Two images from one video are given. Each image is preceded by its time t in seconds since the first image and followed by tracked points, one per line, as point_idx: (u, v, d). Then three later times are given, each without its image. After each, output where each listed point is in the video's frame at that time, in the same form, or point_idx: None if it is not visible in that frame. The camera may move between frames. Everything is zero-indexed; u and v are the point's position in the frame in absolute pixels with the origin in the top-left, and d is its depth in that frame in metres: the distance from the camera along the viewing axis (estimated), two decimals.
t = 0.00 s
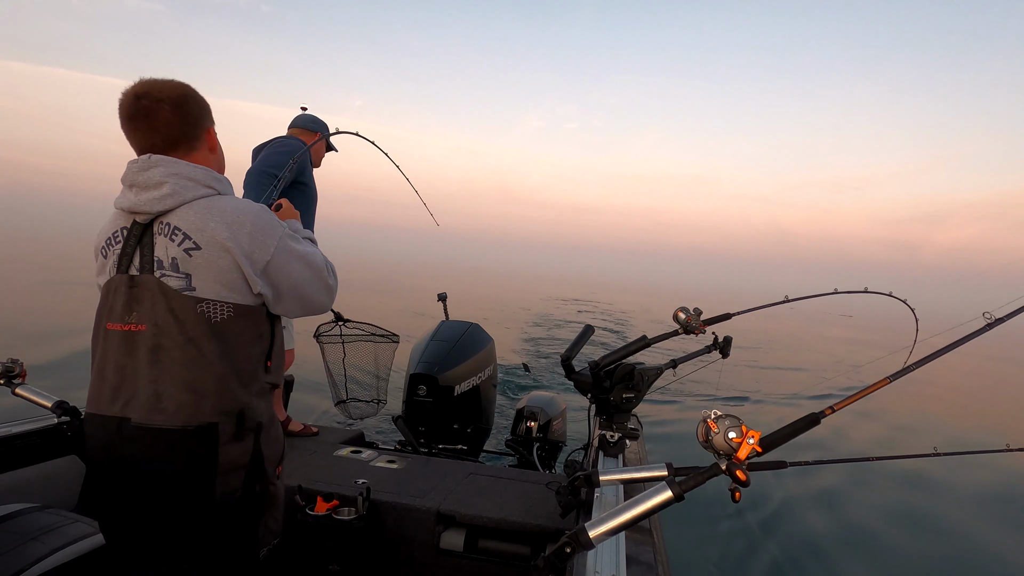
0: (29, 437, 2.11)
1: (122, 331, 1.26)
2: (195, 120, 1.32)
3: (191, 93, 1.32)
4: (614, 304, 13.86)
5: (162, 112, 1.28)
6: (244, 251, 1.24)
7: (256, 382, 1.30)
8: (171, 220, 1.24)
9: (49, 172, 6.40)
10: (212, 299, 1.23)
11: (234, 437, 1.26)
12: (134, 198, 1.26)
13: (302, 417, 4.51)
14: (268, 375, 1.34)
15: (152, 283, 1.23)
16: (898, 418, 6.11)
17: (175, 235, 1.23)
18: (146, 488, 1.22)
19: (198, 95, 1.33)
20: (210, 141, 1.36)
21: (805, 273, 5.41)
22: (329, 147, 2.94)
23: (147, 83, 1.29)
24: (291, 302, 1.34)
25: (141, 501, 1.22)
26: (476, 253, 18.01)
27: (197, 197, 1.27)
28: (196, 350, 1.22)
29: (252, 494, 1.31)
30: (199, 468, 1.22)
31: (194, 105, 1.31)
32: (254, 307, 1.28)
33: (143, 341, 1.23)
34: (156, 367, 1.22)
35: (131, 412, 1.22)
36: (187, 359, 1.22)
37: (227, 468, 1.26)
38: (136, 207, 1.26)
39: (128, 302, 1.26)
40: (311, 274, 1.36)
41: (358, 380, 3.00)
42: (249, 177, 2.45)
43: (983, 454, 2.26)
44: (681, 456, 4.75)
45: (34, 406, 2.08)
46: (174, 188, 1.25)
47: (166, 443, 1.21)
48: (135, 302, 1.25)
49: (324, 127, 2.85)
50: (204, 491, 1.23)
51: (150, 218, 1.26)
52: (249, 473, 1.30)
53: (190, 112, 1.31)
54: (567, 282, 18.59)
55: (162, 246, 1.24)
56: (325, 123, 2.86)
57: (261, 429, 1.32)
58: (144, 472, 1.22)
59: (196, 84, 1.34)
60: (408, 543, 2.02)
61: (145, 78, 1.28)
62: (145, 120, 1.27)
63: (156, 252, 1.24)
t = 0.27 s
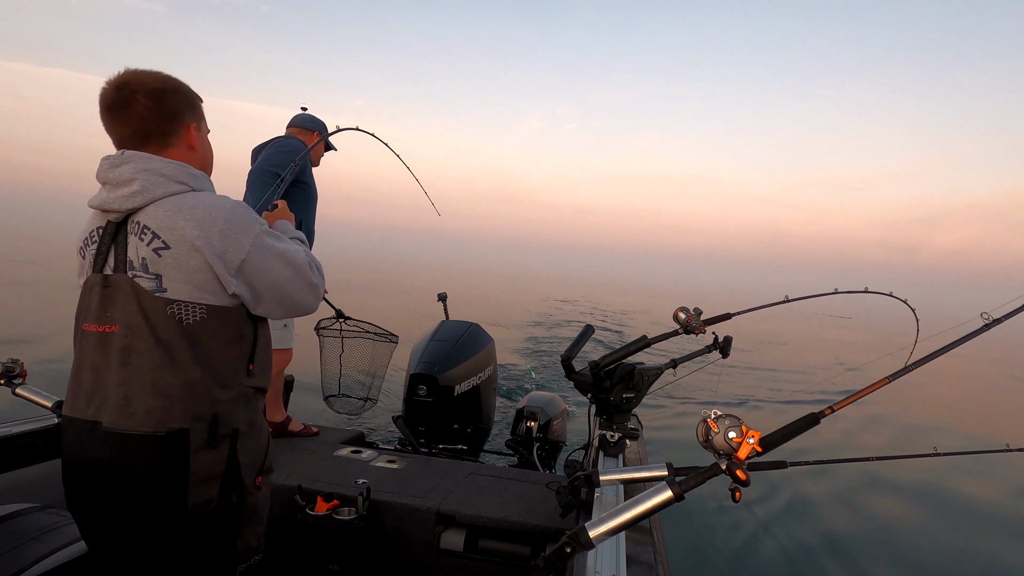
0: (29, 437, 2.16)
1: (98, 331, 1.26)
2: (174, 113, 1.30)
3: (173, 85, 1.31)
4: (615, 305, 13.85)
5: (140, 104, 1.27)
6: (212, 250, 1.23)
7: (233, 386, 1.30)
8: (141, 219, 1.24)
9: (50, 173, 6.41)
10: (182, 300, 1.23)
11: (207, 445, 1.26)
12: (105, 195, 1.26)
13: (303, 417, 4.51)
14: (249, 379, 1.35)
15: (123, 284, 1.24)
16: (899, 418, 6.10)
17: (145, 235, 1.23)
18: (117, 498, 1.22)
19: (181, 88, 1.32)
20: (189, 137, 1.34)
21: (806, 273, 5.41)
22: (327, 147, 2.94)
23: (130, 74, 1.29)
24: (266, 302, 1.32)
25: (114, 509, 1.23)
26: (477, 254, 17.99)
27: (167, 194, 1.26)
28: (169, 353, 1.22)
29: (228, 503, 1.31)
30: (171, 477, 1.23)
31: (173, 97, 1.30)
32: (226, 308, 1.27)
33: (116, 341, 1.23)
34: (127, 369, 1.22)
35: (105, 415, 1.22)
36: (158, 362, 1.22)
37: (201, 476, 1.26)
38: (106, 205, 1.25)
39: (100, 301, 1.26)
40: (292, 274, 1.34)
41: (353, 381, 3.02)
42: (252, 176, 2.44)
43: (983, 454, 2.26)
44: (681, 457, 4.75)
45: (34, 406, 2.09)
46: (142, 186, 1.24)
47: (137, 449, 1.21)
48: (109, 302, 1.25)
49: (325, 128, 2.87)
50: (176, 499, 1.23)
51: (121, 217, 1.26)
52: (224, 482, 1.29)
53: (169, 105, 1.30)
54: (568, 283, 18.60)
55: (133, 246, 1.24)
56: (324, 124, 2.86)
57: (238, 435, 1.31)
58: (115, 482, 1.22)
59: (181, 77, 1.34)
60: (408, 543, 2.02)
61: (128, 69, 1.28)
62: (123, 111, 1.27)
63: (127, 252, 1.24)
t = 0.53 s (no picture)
0: (28, 437, 2.15)
1: (88, 322, 1.27)
2: (177, 111, 1.31)
3: (181, 83, 1.32)
4: (615, 307, 13.85)
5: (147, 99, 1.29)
6: (194, 257, 1.22)
7: (211, 387, 1.30)
8: (131, 218, 1.24)
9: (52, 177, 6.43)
10: (164, 302, 1.22)
11: (187, 440, 1.26)
12: (101, 190, 1.27)
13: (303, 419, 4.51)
14: (226, 384, 1.34)
15: (109, 280, 1.24)
16: (899, 419, 6.10)
17: (133, 235, 1.23)
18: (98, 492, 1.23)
19: (190, 87, 1.33)
20: (190, 136, 1.34)
21: (806, 275, 5.41)
22: (325, 151, 2.95)
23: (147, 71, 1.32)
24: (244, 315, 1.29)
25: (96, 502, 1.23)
26: (477, 256, 17.99)
27: (158, 195, 1.25)
28: (151, 350, 1.23)
29: (211, 496, 1.31)
30: (150, 470, 1.23)
31: (178, 96, 1.31)
32: (207, 314, 1.27)
33: (102, 335, 1.24)
34: (111, 363, 1.22)
35: (89, 406, 1.23)
36: (140, 359, 1.22)
37: (180, 470, 1.26)
38: (99, 201, 1.26)
39: (89, 294, 1.27)
40: (271, 289, 1.31)
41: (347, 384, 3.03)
42: (257, 171, 2.43)
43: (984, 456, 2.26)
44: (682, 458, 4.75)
45: (34, 406, 2.08)
46: (134, 187, 1.24)
47: (115, 443, 1.21)
48: (97, 295, 1.25)
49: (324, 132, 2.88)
50: (157, 493, 1.24)
51: (113, 214, 1.26)
52: (207, 475, 1.29)
53: (174, 103, 1.31)
54: (568, 285, 18.60)
55: (120, 244, 1.24)
56: (322, 127, 2.87)
57: (220, 431, 1.31)
58: (97, 476, 1.22)
59: (194, 75, 1.34)
60: (408, 542, 2.02)
61: (146, 66, 1.30)
62: (130, 106, 1.29)
63: (115, 248, 1.24)
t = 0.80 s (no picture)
0: (28, 437, 2.15)
1: (104, 321, 1.28)
2: (199, 117, 1.32)
3: (207, 89, 1.33)
4: (615, 309, 13.85)
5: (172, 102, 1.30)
6: (206, 265, 1.21)
7: (219, 390, 1.30)
8: (147, 223, 1.24)
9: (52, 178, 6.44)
10: (175, 307, 1.22)
11: (195, 439, 1.26)
12: (120, 194, 1.28)
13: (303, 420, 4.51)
14: (232, 387, 1.34)
15: (124, 281, 1.25)
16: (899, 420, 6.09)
17: (148, 239, 1.23)
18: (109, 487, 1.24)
19: (214, 94, 1.34)
20: (210, 142, 1.35)
21: (806, 276, 5.42)
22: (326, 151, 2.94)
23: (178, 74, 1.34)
24: (253, 327, 1.27)
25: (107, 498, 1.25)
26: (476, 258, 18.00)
27: (174, 201, 1.25)
28: (161, 353, 1.23)
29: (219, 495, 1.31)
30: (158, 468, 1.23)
31: (202, 101, 1.32)
32: (217, 322, 1.26)
33: (117, 335, 1.25)
34: (124, 363, 1.23)
35: (103, 403, 1.24)
36: (150, 361, 1.22)
37: (188, 469, 1.26)
38: (118, 204, 1.27)
39: (105, 293, 1.28)
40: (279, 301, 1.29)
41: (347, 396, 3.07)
42: (259, 166, 2.42)
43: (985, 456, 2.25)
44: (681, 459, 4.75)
45: (34, 406, 2.10)
46: (152, 191, 1.25)
47: (126, 442, 1.22)
48: (113, 296, 1.26)
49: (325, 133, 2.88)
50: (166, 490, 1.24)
51: (131, 217, 1.27)
52: (215, 474, 1.29)
53: (197, 108, 1.32)
54: (568, 287, 18.60)
55: (135, 246, 1.25)
56: (322, 128, 2.87)
57: (227, 430, 1.30)
58: (108, 474, 1.24)
59: (222, 81, 1.36)
60: (408, 542, 2.02)
61: (175, 69, 1.32)
62: (155, 107, 1.31)
63: (130, 250, 1.25)
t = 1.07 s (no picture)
0: (29, 437, 2.11)
1: (146, 327, 1.34)
2: (227, 120, 1.34)
3: (234, 92, 1.34)
4: (615, 308, 13.83)
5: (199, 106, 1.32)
6: (242, 273, 1.26)
7: (262, 390, 1.36)
8: (182, 233, 1.29)
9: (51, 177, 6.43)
10: (217, 314, 1.28)
11: (236, 444, 1.33)
12: (153, 203, 1.31)
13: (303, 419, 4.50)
14: (277, 386, 1.41)
15: (163, 288, 1.30)
16: (899, 420, 6.09)
17: (184, 248, 1.28)
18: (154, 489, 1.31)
19: (241, 97, 1.35)
20: (236, 145, 1.36)
21: (806, 275, 5.41)
22: (323, 150, 2.94)
23: (205, 77, 1.35)
24: (288, 328, 1.32)
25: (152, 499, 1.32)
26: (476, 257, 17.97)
27: (207, 210, 1.29)
28: (205, 358, 1.29)
29: (256, 499, 1.38)
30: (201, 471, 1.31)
31: (229, 106, 1.33)
32: (258, 325, 1.32)
33: (160, 341, 1.31)
34: (167, 369, 1.29)
35: (150, 407, 1.31)
36: (193, 367, 1.28)
37: (229, 473, 1.33)
38: (151, 213, 1.31)
39: (145, 300, 1.34)
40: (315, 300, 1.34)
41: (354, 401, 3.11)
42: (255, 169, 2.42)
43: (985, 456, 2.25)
44: (681, 459, 4.75)
45: (35, 406, 2.08)
46: (184, 201, 1.28)
47: (173, 445, 1.29)
48: (153, 303, 1.32)
49: (321, 131, 2.87)
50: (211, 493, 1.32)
51: (164, 226, 1.31)
52: (254, 479, 1.37)
53: (224, 112, 1.33)
54: (568, 286, 18.56)
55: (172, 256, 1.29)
56: (318, 126, 2.87)
57: (267, 436, 1.37)
58: (152, 475, 1.31)
59: (248, 84, 1.37)
60: (407, 542, 2.02)
61: (202, 72, 1.33)
62: (183, 111, 1.32)
63: (168, 259, 1.29)
